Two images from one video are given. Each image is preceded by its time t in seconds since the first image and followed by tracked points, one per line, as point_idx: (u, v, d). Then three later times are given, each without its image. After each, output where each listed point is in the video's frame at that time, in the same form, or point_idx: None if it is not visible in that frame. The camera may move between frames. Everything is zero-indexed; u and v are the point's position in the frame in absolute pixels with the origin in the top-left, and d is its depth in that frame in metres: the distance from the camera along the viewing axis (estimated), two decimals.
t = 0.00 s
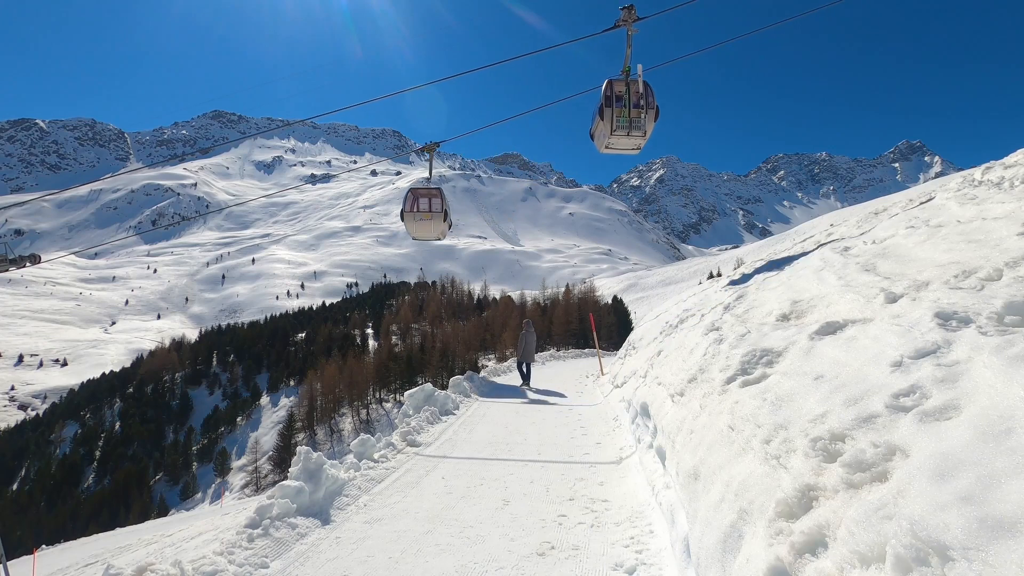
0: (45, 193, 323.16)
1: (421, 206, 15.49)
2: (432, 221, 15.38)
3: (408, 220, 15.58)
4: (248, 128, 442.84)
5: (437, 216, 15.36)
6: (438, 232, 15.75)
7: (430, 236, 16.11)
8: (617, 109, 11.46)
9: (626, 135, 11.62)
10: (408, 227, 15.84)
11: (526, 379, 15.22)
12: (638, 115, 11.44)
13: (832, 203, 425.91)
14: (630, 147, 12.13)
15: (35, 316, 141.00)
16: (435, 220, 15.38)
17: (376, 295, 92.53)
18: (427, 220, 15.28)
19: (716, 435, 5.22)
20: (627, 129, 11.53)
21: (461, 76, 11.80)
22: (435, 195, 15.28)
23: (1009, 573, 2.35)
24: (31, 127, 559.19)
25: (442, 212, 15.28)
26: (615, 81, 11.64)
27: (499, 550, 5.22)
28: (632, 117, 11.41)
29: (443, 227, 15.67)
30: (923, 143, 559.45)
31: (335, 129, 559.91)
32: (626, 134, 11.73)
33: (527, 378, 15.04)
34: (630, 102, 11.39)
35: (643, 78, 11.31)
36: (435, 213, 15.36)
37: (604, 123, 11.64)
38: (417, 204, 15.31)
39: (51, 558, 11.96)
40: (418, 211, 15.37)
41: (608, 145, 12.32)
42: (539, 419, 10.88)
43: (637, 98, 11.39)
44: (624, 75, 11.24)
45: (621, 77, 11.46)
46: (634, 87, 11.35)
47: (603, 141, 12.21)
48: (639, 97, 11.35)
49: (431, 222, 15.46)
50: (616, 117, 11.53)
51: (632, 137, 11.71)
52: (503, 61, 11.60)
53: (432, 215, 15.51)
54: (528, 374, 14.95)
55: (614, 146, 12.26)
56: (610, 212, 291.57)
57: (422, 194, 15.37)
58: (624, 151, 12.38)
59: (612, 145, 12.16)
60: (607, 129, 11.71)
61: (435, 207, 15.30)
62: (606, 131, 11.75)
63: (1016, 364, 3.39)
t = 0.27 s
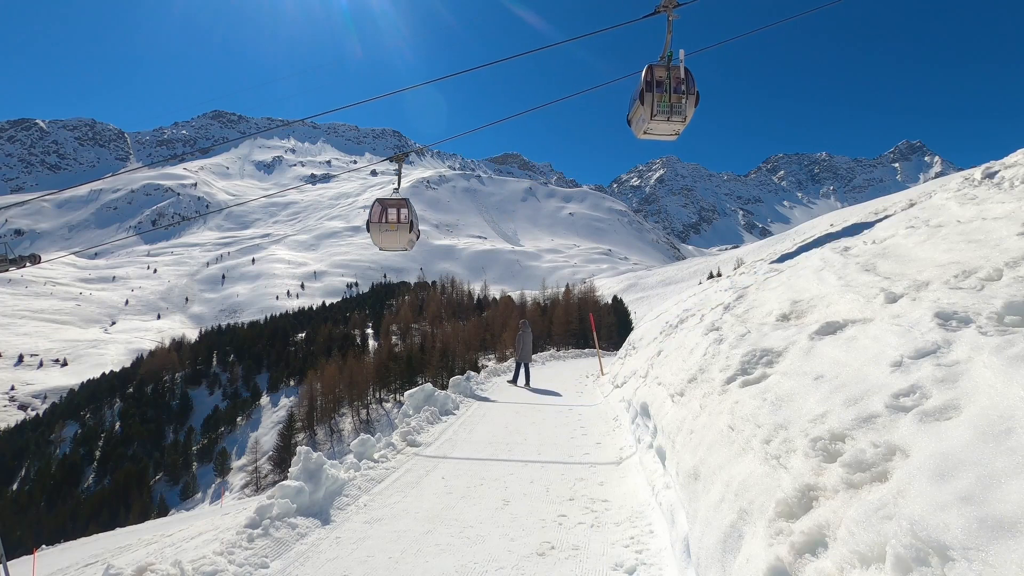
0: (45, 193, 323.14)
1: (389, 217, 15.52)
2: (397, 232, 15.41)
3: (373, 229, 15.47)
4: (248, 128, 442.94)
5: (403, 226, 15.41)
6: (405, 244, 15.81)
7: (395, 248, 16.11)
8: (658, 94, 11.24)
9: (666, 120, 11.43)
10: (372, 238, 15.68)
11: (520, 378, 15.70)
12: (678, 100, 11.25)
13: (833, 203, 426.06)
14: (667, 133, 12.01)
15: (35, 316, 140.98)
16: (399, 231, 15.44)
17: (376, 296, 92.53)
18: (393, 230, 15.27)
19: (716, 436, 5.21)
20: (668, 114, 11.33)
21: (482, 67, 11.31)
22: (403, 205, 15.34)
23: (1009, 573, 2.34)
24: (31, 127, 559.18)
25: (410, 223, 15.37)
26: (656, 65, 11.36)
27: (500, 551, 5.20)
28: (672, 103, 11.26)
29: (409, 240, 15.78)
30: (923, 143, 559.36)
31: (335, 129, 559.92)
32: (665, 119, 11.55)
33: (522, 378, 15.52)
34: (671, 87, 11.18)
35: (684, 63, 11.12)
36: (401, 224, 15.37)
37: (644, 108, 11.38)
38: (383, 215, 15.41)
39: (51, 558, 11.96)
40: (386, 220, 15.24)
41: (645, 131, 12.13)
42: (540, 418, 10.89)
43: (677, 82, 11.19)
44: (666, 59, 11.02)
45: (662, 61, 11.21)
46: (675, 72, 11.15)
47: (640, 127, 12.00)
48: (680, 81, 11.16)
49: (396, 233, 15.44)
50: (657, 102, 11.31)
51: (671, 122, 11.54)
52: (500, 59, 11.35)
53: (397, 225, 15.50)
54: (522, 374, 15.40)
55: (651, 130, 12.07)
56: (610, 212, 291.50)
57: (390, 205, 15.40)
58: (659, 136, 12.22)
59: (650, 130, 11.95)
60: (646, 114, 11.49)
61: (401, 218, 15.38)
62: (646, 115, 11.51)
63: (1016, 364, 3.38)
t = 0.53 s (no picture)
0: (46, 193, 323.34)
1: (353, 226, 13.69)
2: (363, 244, 13.67)
3: (338, 240, 13.76)
4: (248, 127, 442.75)
5: (369, 237, 13.61)
6: (374, 255, 14.10)
7: (362, 258, 14.38)
8: (700, 79, 9.99)
9: (710, 107, 10.14)
10: (337, 248, 13.96)
11: (520, 378, 15.76)
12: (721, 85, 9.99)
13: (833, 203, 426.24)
14: (706, 120, 10.72)
15: (35, 316, 141.02)
16: (365, 242, 13.67)
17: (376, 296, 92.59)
18: (359, 242, 13.55)
19: (716, 435, 5.23)
20: (712, 100, 10.05)
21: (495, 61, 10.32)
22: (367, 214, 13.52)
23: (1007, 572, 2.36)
24: (31, 127, 559.17)
25: (376, 234, 13.56)
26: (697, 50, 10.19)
27: (499, 550, 5.21)
28: (715, 88, 9.98)
29: (376, 251, 14.02)
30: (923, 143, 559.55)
31: (335, 129, 559.90)
32: (706, 107, 10.29)
33: (521, 379, 15.59)
34: (713, 72, 9.97)
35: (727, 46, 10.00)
36: (366, 235, 13.61)
37: (685, 94, 10.12)
38: (350, 225, 13.60)
39: (51, 557, 11.97)
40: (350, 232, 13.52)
41: (684, 118, 10.87)
42: (540, 419, 10.85)
43: (720, 67, 9.99)
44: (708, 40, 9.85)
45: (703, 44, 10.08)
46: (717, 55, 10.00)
47: (679, 113, 10.71)
48: (723, 66, 9.96)
49: (362, 246, 13.71)
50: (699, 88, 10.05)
51: (714, 110, 10.25)
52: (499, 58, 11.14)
53: (364, 236, 13.72)
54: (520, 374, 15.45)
55: (690, 118, 10.81)
56: (610, 212, 291.78)
57: (355, 214, 13.64)
58: (698, 123, 10.95)
59: (691, 116, 10.66)
60: (688, 101, 10.20)
61: (365, 228, 13.56)
62: (685, 102, 10.25)
63: (1015, 364, 3.39)
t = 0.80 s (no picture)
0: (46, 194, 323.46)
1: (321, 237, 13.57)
2: (328, 255, 13.45)
3: (304, 251, 13.56)
4: (248, 127, 442.96)
5: (334, 248, 13.42)
6: (342, 266, 13.95)
7: (330, 269, 14.24)
8: (743, 65, 9.82)
9: (752, 93, 9.93)
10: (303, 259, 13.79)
11: (516, 377, 15.80)
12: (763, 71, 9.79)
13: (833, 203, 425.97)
14: (748, 106, 10.49)
15: (35, 316, 141.04)
16: (331, 253, 13.50)
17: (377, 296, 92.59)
18: (323, 254, 13.34)
19: (716, 435, 5.22)
20: (755, 86, 9.84)
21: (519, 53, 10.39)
22: (334, 225, 13.37)
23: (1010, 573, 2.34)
24: (31, 127, 559.19)
25: (342, 245, 13.43)
26: (739, 36, 10.03)
27: (499, 551, 5.21)
28: (758, 73, 9.77)
29: (342, 263, 13.86)
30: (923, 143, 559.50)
31: (335, 129, 559.87)
32: (748, 94, 10.09)
33: (517, 378, 15.58)
34: (756, 57, 9.79)
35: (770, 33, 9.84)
36: (331, 246, 13.43)
37: (727, 81, 9.92)
38: (317, 236, 13.44)
39: (51, 558, 11.96)
40: (314, 243, 13.31)
41: (724, 106, 10.66)
42: (540, 419, 10.85)
43: (763, 53, 9.81)
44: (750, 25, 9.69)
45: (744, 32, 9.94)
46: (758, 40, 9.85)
47: (720, 101, 10.53)
48: (766, 52, 9.79)
49: (327, 255, 13.49)
50: (741, 73, 9.86)
51: (756, 96, 10.04)
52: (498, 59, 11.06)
53: (329, 247, 13.54)
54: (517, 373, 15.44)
55: (730, 105, 10.59)
56: (610, 212, 291.78)
57: (324, 225, 13.50)
58: (739, 111, 10.74)
59: (732, 103, 10.44)
60: (729, 88, 10.02)
61: (332, 239, 13.42)
62: (727, 89, 10.04)
63: (1018, 363, 3.38)
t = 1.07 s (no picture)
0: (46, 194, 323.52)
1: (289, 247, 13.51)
2: (294, 265, 13.40)
3: (270, 260, 13.43)
4: (249, 127, 443.08)
5: (300, 257, 13.39)
6: (311, 275, 13.94)
7: (297, 279, 14.16)
8: (786, 51, 9.80)
9: (794, 78, 9.93)
10: (270, 269, 13.70)
11: (512, 377, 15.83)
12: (806, 54, 9.74)
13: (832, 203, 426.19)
14: (790, 92, 10.54)
15: (36, 316, 141.07)
16: (297, 263, 13.44)
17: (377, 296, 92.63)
18: (289, 264, 13.28)
19: (716, 435, 5.22)
20: (798, 71, 9.82)
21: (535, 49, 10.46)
22: (301, 235, 13.33)
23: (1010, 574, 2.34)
24: (31, 127, 559.19)
25: (309, 255, 13.40)
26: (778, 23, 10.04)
27: (499, 550, 5.21)
28: (801, 59, 9.76)
29: (309, 273, 13.82)
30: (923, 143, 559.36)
31: (335, 129, 559.84)
32: (791, 78, 10.08)
33: (514, 377, 15.62)
34: (799, 43, 9.77)
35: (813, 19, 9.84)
36: (298, 256, 13.40)
37: (771, 67, 9.91)
38: (284, 246, 13.37)
39: (52, 557, 11.98)
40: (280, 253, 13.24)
41: (766, 92, 10.67)
42: (540, 419, 10.85)
43: (805, 38, 9.79)
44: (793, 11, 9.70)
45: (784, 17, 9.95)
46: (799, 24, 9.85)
47: (760, 88, 10.56)
48: (810, 37, 9.77)
49: (295, 266, 13.43)
50: (785, 60, 9.86)
51: (799, 80, 10.01)
52: (499, 58, 11.03)
53: (295, 258, 13.48)
54: (514, 373, 15.48)
55: (772, 91, 10.60)
56: (610, 212, 291.87)
57: (292, 234, 13.44)
58: (781, 96, 10.73)
59: (773, 90, 10.46)
60: (773, 73, 9.99)
61: (300, 249, 13.37)
62: (771, 75, 10.03)
63: (1018, 364, 3.38)
